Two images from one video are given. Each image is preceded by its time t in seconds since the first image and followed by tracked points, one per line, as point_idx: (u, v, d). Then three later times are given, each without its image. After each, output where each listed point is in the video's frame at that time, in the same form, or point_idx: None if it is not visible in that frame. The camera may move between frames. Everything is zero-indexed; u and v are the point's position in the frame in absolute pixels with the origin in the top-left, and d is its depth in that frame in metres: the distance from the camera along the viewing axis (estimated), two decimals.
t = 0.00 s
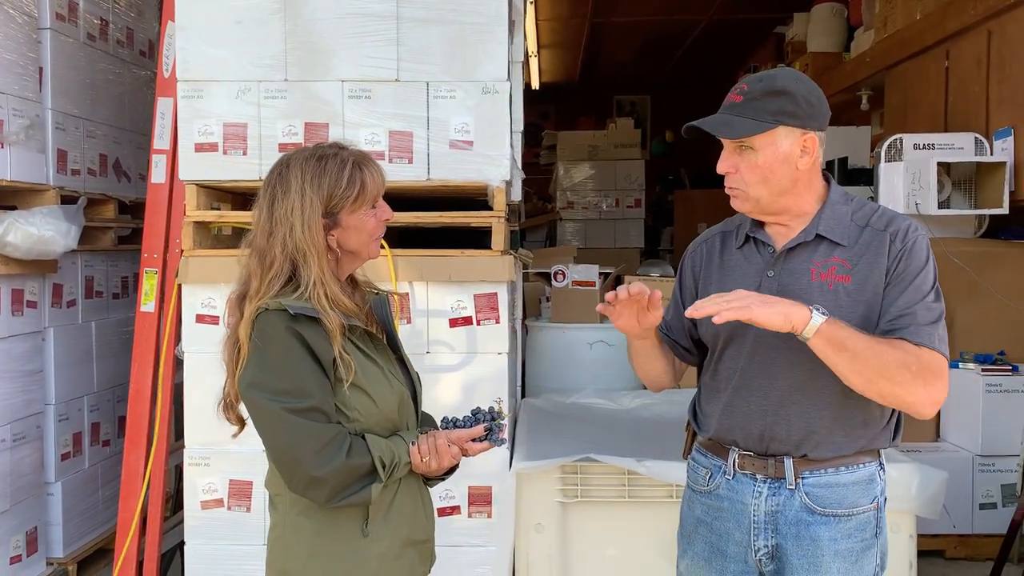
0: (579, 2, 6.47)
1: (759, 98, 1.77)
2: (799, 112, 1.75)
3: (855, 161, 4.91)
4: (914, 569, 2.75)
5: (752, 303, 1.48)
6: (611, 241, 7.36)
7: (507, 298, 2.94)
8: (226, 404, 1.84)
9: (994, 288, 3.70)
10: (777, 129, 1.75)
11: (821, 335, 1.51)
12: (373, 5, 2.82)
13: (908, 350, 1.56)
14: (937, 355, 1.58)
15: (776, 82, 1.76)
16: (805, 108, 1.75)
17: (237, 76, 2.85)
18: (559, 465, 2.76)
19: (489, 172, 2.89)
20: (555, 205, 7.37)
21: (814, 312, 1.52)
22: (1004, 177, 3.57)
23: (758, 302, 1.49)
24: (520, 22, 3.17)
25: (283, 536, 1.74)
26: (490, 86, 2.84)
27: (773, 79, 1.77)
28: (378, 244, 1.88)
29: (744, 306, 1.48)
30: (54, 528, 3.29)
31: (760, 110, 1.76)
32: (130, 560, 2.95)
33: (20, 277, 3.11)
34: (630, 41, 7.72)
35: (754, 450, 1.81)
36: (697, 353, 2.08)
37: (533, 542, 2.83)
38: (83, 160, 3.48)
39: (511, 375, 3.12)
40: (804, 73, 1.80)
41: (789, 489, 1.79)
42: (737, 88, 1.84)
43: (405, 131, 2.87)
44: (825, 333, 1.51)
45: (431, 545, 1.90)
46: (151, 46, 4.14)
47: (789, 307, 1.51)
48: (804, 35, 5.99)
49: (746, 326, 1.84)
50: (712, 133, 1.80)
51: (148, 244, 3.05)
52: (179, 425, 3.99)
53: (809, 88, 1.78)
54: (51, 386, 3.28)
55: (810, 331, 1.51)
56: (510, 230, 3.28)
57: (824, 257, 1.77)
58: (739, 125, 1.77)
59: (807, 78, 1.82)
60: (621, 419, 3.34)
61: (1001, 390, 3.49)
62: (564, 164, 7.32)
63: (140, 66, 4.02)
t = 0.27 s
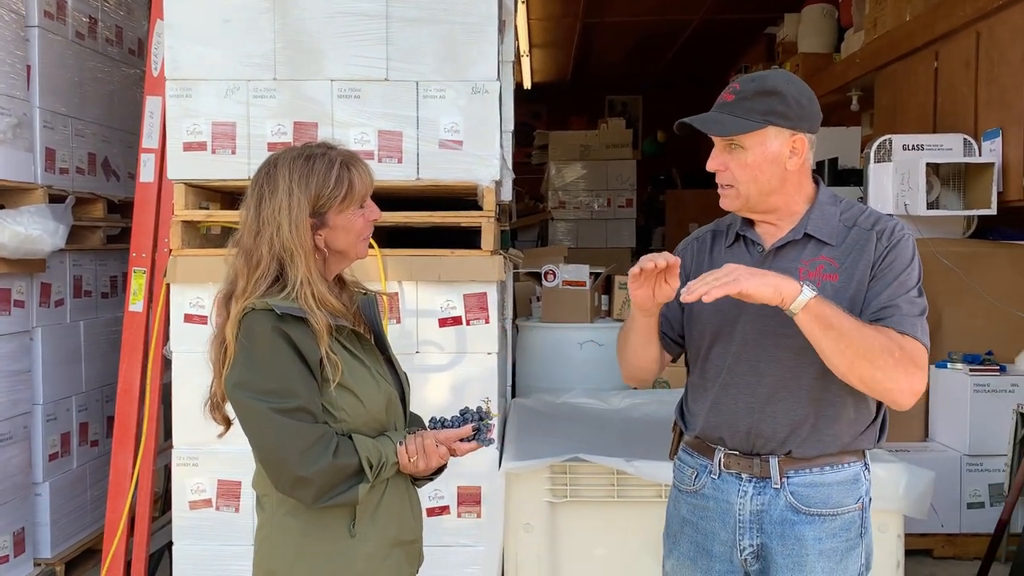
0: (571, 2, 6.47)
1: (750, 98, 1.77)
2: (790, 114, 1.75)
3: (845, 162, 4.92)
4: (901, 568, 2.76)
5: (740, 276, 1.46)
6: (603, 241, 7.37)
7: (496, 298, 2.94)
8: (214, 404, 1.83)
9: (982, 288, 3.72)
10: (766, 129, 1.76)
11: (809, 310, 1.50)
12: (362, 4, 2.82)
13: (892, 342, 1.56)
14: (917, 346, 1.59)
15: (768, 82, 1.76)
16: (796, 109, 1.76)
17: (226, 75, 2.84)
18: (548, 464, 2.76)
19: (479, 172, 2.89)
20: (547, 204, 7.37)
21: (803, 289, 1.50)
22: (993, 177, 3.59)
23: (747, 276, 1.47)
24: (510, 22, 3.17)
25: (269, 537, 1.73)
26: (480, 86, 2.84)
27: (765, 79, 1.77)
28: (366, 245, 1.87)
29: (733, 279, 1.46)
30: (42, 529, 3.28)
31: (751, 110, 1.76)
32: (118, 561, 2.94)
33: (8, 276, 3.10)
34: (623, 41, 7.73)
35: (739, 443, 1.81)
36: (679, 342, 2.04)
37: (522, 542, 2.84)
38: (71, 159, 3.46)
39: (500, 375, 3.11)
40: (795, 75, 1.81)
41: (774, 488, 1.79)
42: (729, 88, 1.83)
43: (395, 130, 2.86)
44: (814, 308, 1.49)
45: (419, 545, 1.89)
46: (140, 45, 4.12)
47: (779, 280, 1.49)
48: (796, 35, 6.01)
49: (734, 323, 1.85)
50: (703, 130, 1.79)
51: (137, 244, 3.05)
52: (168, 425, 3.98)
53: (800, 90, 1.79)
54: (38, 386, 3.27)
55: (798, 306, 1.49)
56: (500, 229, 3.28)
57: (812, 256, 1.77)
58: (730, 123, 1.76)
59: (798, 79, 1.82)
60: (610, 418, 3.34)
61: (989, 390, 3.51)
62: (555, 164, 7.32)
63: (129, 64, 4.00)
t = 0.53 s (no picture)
0: (564, 4, 6.48)
1: (741, 102, 1.78)
2: (780, 118, 1.76)
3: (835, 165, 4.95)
4: (890, 569, 2.78)
5: (742, 276, 1.47)
6: (595, 243, 7.38)
7: (488, 299, 2.94)
8: (202, 404, 1.83)
9: (971, 291, 3.74)
10: (758, 132, 1.76)
11: (810, 306, 1.51)
12: (354, 5, 2.82)
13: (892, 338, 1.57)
14: (914, 342, 1.59)
15: (758, 87, 1.77)
16: (787, 113, 1.77)
17: (218, 75, 2.84)
18: (539, 466, 2.77)
19: (471, 173, 2.89)
20: (539, 206, 7.37)
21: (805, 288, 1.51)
22: (981, 181, 3.64)
23: (749, 275, 1.48)
24: (502, 24, 3.17)
25: (259, 538, 1.73)
26: (472, 88, 2.85)
27: (755, 83, 1.78)
28: (356, 246, 1.87)
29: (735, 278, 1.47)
30: (30, 530, 3.26)
31: (742, 113, 1.77)
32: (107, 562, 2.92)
33: None
34: (616, 44, 7.74)
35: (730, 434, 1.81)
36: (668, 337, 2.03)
37: (513, 545, 2.86)
38: (62, 159, 3.45)
39: (491, 377, 3.11)
40: (786, 79, 1.82)
41: (767, 488, 1.79)
42: (720, 92, 1.84)
43: (386, 131, 2.86)
44: (815, 304, 1.50)
45: (409, 546, 1.89)
46: (131, 45, 4.11)
47: (781, 278, 1.50)
48: (787, 38, 6.04)
49: (725, 324, 1.85)
50: (694, 134, 1.80)
51: (127, 244, 3.04)
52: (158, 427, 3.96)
53: (790, 93, 1.80)
54: (28, 387, 3.25)
55: (799, 303, 1.50)
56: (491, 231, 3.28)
57: (803, 257, 1.78)
58: (722, 127, 1.77)
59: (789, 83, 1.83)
60: (601, 420, 3.35)
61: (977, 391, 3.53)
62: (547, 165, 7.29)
63: (120, 64, 3.99)
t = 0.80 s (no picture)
0: (558, 5, 6.49)
1: (736, 103, 1.78)
2: (775, 117, 1.77)
3: (828, 167, 4.96)
4: (882, 570, 2.78)
5: (739, 281, 1.48)
6: (588, 244, 7.38)
7: (481, 300, 2.94)
8: (192, 405, 1.82)
9: (963, 293, 3.76)
10: (755, 133, 1.76)
11: (807, 313, 1.50)
12: (347, 5, 2.81)
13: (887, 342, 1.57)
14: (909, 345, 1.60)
15: (752, 87, 1.78)
16: (781, 112, 1.78)
17: (210, 75, 2.83)
18: (532, 466, 2.76)
19: (464, 173, 2.89)
20: (532, 207, 7.38)
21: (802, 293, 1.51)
22: (974, 183, 3.65)
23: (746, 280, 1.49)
24: (496, 25, 3.18)
25: (249, 539, 1.72)
26: (466, 88, 2.85)
27: (749, 84, 1.78)
28: (347, 246, 1.87)
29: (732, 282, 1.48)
30: (21, 532, 3.24)
31: (738, 115, 1.77)
32: (98, 564, 2.91)
33: None
34: (610, 45, 7.76)
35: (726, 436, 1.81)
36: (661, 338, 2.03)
37: (506, 545, 2.83)
38: (54, 159, 3.44)
39: (485, 378, 3.11)
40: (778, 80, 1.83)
41: (761, 489, 1.79)
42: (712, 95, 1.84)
43: (380, 132, 2.86)
44: (812, 311, 1.50)
45: (400, 547, 1.88)
46: (123, 44, 4.10)
47: (778, 284, 1.50)
48: (780, 41, 6.06)
49: (719, 325, 1.85)
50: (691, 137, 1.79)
51: (119, 244, 3.02)
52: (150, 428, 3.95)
53: (783, 93, 1.81)
54: (19, 388, 3.24)
55: (797, 309, 1.50)
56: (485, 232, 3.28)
57: (797, 258, 1.78)
58: (719, 129, 1.76)
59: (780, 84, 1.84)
60: (594, 421, 3.35)
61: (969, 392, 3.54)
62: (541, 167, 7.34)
63: (113, 64, 3.98)
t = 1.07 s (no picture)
0: (553, 4, 6.49)
1: (727, 102, 1.78)
2: (767, 115, 1.77)
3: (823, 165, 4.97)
4: (877, 568, 2.78)
5: (732, 283, 1.47)
6: (584, 244, 7.38)
7: (476, 300, 2.94)
8: (185, 407, 1.81)
9: (958, 291, 3.76)
10: (746, 131, 1.77)
11: (800, 315, 1.50)
12: (340, 4, 2.81)
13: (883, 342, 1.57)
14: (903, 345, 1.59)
15: (743, 86, 1.78)
16: (773, 111, 1.77)
17: (203, 75, 2.82)
18: (527, 466, 2.77)
19: (458, 173, 2.88)
20: (528, 207, 7.38)
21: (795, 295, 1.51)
22: (967, 181, 3.65)
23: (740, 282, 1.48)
24: (489, 24, 3.17)
25: (242, 540, 1.72)
26: (460, 88, 2.84)
27: (740, 82, 1.79)
28: (339, 237, 1.86)
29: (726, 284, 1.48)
30: (15, 533, 3.23)
31: (728, 113, 1.77)
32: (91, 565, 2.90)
33: None
34: (605, 44, 7.75)
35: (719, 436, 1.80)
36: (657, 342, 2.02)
37: (501, 545, 2.85)
38: (47, 159, 3.43)
39: (479, 378, 3.11)
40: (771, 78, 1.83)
41: (755, 488, 1.79)
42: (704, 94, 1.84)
43: (374, 132, 2.85)
44: (805, 313, 1.50)
45: (393, 548, 1.88)
46: (116, 44, 4.09)
47: (771, 286, 1.50)
48: (774, 39, 6.07)
49: (713, 324, 1.85)
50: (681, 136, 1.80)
51: (113, 245, 3.03)
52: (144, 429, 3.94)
53: (775, 91, 1.81)
54: (12, 389, 3.23)
55: (789, 311, 1.50)
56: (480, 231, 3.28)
57: (791, 257, 1.78)
58: (709, 128, 1.77)
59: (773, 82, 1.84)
60: (589, 420, 3.35)
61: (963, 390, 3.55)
62: (536, 167, 7.35)
63: (106, 64, 3.97)
